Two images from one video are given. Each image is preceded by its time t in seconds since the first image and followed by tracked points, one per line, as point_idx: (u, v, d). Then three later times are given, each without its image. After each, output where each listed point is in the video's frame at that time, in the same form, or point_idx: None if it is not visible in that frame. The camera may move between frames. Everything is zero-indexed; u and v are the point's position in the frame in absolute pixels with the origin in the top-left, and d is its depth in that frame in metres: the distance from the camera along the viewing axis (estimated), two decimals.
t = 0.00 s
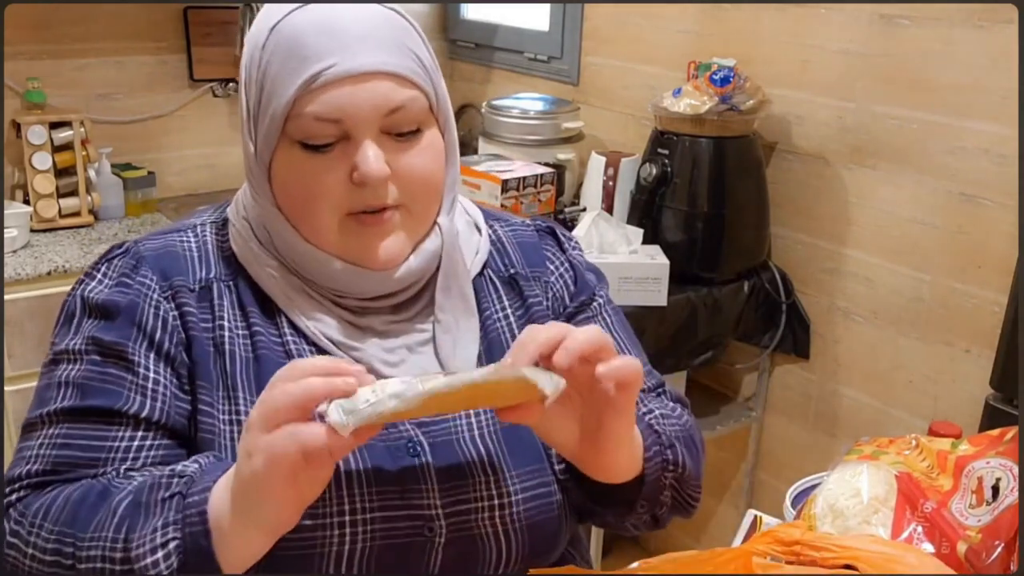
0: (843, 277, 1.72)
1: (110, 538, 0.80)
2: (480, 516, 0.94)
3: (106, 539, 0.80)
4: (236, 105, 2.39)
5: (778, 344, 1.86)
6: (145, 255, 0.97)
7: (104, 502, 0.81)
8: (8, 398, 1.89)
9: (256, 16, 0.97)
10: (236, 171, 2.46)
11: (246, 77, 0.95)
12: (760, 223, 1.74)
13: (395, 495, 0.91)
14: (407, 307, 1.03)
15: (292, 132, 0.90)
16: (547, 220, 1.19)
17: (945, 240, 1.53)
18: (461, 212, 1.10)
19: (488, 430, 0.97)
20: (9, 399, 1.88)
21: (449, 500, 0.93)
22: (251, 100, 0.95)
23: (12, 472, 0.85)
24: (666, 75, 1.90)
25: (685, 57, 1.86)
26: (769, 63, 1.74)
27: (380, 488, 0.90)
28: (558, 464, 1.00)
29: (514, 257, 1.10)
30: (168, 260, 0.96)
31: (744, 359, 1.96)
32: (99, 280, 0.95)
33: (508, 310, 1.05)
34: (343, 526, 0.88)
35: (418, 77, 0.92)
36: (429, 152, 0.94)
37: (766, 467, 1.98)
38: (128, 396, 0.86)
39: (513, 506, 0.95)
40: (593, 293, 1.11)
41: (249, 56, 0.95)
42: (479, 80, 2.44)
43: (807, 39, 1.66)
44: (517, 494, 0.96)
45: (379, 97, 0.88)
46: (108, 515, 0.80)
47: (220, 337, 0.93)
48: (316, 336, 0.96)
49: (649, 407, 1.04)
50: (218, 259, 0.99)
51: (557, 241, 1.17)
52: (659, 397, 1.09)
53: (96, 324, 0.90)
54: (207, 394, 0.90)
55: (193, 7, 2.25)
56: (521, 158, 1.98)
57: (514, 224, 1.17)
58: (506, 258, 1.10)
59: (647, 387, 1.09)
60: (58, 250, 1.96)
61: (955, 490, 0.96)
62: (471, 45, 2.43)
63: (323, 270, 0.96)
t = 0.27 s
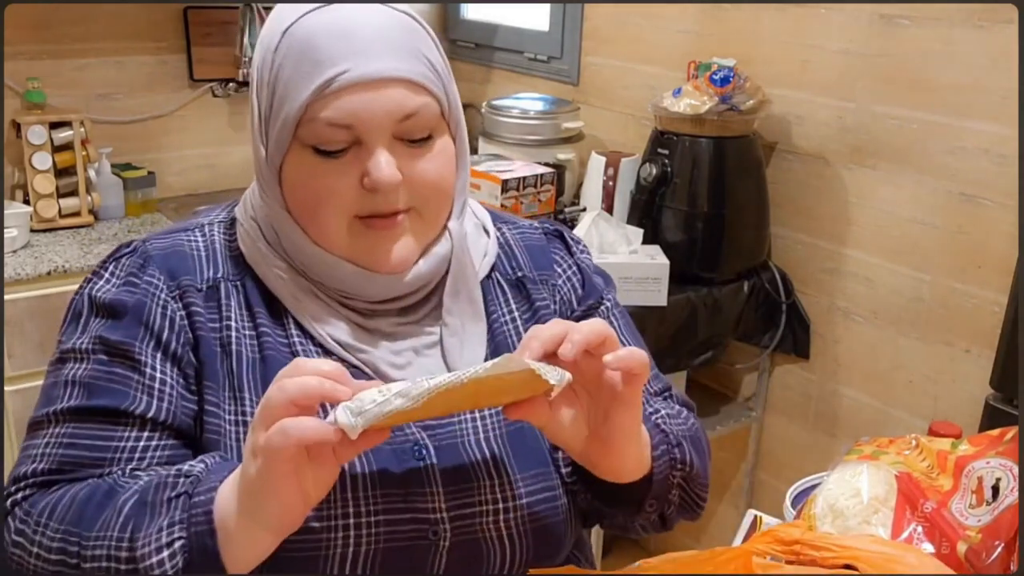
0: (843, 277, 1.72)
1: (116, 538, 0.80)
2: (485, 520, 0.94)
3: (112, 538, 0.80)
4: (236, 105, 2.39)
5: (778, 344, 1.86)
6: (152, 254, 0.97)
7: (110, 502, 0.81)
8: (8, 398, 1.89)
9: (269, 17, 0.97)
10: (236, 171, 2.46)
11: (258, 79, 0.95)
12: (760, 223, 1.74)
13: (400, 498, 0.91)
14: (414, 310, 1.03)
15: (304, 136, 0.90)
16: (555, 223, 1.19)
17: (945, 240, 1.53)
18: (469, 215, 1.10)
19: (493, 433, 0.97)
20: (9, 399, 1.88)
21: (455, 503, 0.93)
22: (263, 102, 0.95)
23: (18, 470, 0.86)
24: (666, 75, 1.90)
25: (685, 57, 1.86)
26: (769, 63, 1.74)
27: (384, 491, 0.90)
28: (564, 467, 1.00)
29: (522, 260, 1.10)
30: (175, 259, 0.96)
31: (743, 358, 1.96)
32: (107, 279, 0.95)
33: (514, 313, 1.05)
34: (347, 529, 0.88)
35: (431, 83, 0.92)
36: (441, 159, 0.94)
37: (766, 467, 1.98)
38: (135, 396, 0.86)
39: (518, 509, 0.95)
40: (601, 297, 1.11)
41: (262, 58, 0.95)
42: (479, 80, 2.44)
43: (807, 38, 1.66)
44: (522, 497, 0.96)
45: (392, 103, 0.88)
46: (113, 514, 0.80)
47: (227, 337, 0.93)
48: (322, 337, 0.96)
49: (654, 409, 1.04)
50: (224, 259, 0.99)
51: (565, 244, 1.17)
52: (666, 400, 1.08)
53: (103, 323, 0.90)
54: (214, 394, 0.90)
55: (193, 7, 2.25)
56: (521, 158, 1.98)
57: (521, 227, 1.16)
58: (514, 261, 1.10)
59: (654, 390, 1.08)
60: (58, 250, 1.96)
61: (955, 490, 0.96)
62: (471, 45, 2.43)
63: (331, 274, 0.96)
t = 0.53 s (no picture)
0: (843, 277, 1.72)
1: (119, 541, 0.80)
2: (486, 523, 0.94)
3: (114, 543, 0.80)
4: (236, 105, 2.39)
5: (778, 344, 1.86)
6: (155, 255, 0.96)
7: (111, 504, 0.81)
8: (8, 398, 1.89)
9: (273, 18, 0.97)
10: (235, 171, 2.46)
11: (263, 80, 0.95)
12: (760, 223, 1.74)
13: (401, 500, 0.91)
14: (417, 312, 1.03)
15: (305, 140, 0.90)
16: (558, 225, 1.19)
17: (945, 240, 1.53)
18: (473, 217, 1.10)
19: (495, 435, 0.97)
20: (9, 399, 1.88)
21: (457, 506, 0.93)
22: (266, 104, 0.95)
23: (20, 470, 0.86)
24: (666, 75, 1.90)
25: (685, 56, 1.86)
26: (769, 63, 1.74)
27: (386, 494, 0.90)
28: (565, 469, 1.00)
29: (526, 263, 1.10)
30: (178, 259, 0.96)
31: (743, 358, 1.96)
32: (110, 279, 0.95)
33: (517, 315, 1.05)
34: (348, 532, 0.88)
35: (434, 88, 0.92)
36: (443, 163, 0.94)
37: (766, 467, 1.98)
38: (137, 398, 0.86)
39: (520, 512, 0.95)
40: (605, 300, 1.11)
41: (265, 60, 0.95)
42: (479, 80, 2.44)
43: (807, 38, 1.66)
44: (524, 500, 0.96)
45: (393, 108, 0.88)
46: (116, 518, 0.81)
47: (230, 338, 0.93)
48: (324, 339, 0.96)
49: (655, 413, 1.03)
50: (227, 259, 0.99)
51: (569, 247, 1.17)
52: (669, 405, 1.08)
53: (106, 323, 0.90)
54: (216, 395, 0.90)
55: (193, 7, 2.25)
56: (521, 158, 1.98)
57: (525, 229, 1.16)
58: (518, 263, 1.10)
59: (657, 395, 1.08)
60: (58, 250, 1.96)
61: (955, 491, 0.96)
62: (471, 45, 2.43)
63: (332, 277, 0.96)
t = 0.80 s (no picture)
0: (843, 277, 1.72)
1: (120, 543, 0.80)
2: (490, 525, 0.94)
3: (116, 545, 0.80)
4: (236, 105, 2.39)
5: (778, 344, 1.86)
6: (158, 255, 0.96)
7: (112, 507, 0.82)
8: (8, 398, 1.89)
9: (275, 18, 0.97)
10: (236, 171, 2.46)
11: (264, 81, 0.95)
12: (760, 223, 1.74)
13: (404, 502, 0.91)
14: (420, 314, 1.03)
15: (306, 141, 0.90)
16: (562, 227, 1.19)
17: (945, 240, 1.53)
18: (476, 218, 1.10)
19: (498, 437, 0.97)
20: (9, 399, 1.88)
21: (460, 508, 0.93)
22: (268, 105, 0.95)
23: (21, 471, 0.86)
24: (666, 75, 1.90)
25: (685, 56, 1.87)
26: (769, 63, 1.74)
27: (389, 496, 0.90)
28: (567, 472, 1.00)
29: (529, 265, 1.10)
30: (180, 259, 0.96)
31: (743, 358, 1.96)
32: (112, 280, 0.94)
33: (521, 317, 1.05)
34: (352, 534, 0.88)
35: (435, 89, 0.92)
36: (445, 164, 0.94)
37: (765, 467, 1.99)
38: (138, 399, 0.86)
39: (523, 515, 0.95)
40: (608, 302, 1.11)
41: (267, 61, 0.95)
42: (479, 80, 2.44)
43: (806, 38, 1.67)
44: (527, 502, 0.96)
45: (394, 109, 0.88)
46: (117, 521, 0.81)
47: (233, 338, 0.93)
48: (328, 340, 0.96)
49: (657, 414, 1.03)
50: (231, 259, 0.99)
51: (572, 249, 1.17)
52: (671, 408, 1.08)
53: (108, 324, 0.90)
54: (218, 396, 0.90)
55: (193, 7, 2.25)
56: (521, 158, 1.98)
57: (529, 230, 1.16)
58: (521, 265, 1.10)
59: (659, 397, 1.08)
60: (58, 250, 1.96)
61: (955, 491, 0.96)
62: (471, 45, 2.43)
63: (334, 279, 0.96)
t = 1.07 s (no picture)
0: (843, 277, 1.72)
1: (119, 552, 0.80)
2: (490, 527, 0.94)
3: (114, 554, 0.81)
4: (236, 105, 2.39)
5: (778, 344, 1.86)
6: (158, 254, 0.96)
7: (108, 512, 0.82)
8: (8, 398, 1.89)
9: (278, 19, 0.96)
10: (236, 171, 2.46)
11: (268, 83, 0.95)
12: (760, 223, 1.74)
13: (405, 504, 0.91)
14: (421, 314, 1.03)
15: (310, 144, 0.90)
16: (563, 228, 1.19)
17: (945, 240, 1.53)
18: (478, 219, 1.10)
19: (499, 439, 0.97)
20: (9, 398, 1.88)
21: (460, 510, 0.93)
22: (271, 106, 0.95)
23: (19, 471, 0.86)
24: (667, 75, 1.90)
25: (685, 56, 1.86)
26: (769, 63, 1.74)
27: (389, 498, 0.90)
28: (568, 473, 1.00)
29: (531, 266, 1.10)
30: (180, 259, 0.96)
31: (743, 358, 1.96)
32: (111, 279, 0.94)
33: (522, 318, 1.05)
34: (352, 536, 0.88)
35: (440, 91, 0.92)
36: (449, 167, 0.94)
37: (765, 467, 1.99)
38: (136, 400, 0.86)
39: (522, 517, 0.96)
40: (610, 304, 1.11)
41: (270, 63, 0.95)
42: (479, 80, 2.44)
43: (807, 38, 1.67)
44: (527, 504, 0.96)
45: (399, 112, 0.88)
46: (115, 527, 0.81)
47: (233, 339, 0.93)
48: (329, 341, 0.96)
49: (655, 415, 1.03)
50: (233, 257, 0.99)
51: (573, 250, 1.17)
52: (671, 409, 1.08)
53: (107, 324, 0.90)
54: (218, 397, 0.90)
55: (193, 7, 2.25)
56: (521, 158, 1.98)
57: (530, 231, 1.16)
58: (523, 266, 1.10)
59: (659, 399, 1.08)
60: (58, 250, 1.96)
61: (955, 491, 0.96)
62: (471, 45, 2.43)
63: (337, 280, 0.96)
